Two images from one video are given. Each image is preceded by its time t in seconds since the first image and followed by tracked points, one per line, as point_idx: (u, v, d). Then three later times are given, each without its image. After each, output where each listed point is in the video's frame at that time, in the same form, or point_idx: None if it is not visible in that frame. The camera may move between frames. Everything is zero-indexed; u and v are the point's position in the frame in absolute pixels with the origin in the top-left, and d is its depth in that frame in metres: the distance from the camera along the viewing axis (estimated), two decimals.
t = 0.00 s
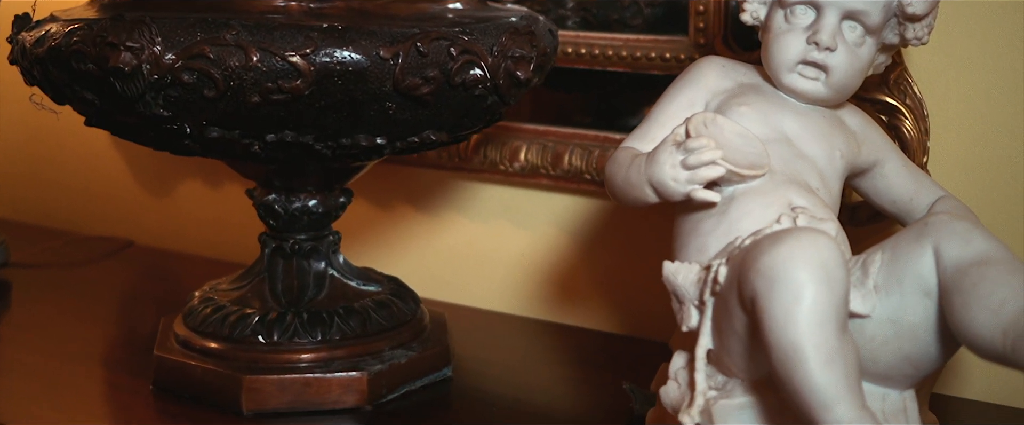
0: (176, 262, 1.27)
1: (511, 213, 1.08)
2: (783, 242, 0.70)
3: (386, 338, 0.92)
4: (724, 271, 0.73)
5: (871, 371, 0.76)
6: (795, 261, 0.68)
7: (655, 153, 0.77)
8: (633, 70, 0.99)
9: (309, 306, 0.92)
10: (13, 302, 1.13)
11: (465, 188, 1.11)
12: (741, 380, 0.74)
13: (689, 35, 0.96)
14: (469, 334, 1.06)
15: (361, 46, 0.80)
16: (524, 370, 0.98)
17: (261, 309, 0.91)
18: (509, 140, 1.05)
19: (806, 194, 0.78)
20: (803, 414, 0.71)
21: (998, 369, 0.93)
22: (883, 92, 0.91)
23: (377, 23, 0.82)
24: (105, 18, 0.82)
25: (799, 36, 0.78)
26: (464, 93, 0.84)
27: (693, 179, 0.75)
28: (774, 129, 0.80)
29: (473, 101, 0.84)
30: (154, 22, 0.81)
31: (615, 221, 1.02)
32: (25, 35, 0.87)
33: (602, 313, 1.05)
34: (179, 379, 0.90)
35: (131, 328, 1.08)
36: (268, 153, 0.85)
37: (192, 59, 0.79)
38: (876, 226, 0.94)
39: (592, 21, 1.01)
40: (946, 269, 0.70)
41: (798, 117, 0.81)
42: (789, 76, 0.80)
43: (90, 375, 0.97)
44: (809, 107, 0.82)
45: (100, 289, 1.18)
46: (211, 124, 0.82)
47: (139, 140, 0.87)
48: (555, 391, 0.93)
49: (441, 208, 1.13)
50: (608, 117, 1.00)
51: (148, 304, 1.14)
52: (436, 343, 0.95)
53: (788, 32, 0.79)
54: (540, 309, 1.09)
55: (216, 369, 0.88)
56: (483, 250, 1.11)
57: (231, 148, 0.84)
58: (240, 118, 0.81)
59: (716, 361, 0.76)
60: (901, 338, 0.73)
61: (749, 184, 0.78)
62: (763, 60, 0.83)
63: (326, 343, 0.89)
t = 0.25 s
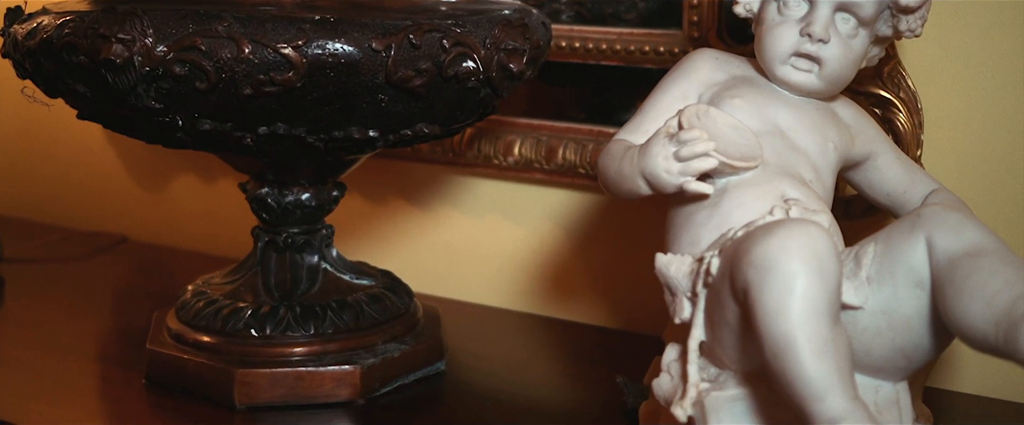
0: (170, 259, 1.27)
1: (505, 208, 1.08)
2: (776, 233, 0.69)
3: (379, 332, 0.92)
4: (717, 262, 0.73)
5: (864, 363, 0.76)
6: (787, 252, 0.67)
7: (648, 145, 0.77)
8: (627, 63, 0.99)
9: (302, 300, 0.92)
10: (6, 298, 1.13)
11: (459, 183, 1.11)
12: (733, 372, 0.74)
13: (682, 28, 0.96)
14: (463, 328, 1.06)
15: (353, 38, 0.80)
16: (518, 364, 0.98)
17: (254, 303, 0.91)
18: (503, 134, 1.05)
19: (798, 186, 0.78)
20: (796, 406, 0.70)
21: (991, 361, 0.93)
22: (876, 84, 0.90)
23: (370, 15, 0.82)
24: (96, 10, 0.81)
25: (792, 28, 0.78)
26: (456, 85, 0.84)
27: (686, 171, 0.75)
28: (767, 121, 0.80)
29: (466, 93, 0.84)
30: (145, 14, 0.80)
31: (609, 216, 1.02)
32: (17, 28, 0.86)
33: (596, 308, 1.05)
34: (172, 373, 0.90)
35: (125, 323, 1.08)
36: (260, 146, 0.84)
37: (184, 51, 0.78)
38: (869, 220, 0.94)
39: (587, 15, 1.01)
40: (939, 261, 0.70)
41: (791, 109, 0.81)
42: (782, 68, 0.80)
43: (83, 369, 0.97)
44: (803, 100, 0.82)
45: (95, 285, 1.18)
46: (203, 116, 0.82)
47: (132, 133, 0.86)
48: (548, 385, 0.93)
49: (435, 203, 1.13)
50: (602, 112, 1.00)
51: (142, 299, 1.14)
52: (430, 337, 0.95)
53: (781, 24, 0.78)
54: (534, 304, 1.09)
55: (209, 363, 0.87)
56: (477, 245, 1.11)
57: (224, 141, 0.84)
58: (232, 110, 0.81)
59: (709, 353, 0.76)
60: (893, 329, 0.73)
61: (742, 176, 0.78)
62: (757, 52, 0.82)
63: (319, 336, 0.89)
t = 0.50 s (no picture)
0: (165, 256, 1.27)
1: (499, 202, 1.08)
2: (768, 223, 0.69)
3: (372, 326, 0.92)
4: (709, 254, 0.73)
5: (856, 354, 0.75)
6: (779, 242, 0.67)
7: (640, 136, 0.77)
8: (621, 57, 0.98)
9: (295, 293, 0.92)
10: None
11: (453, 177, 1.11)
12: (726, 364, 0.74)
13: (676, 22, 0.95)
14: (457, 322, 1.06)
15: (345, 29, 0.80)
16: (512, 358, 0.98)
17: (247, 296, 0.91)
18: (497, 128, 1.05)
19: (791, 177, 0.78)
20: (788, 397, 0.70)
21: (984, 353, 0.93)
22: (870, 77, 0.91)
23: (362, 7, 0.82)
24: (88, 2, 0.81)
25: (785, 20, 0.77)
26: (449, 77, 0.84)
27: (678, 163, 0.74)
28: (760, 113, 0.80)
29: (458, 86, 0.84)
30: (136, 6, 0.80)
31: (603, 210, 1.02)
32: (9, 20, 0.86)
33: (590, 303, 1.05)
34: (165, 367, 0.90)
35: (119, 318, 1.08)
36: (252, 138, 0.84)
37: (175, 42, 0.78)
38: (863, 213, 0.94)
39: (581, 9, 1.01)
40: (932, 251, 0.70)
41: (784, 101, 0.81)
42: (775, 59, 0.79)
43: (76, 363, 0.97)
44: (796, 91, 0.82)
45: (89, 281, 1.18)
46: (195, 108, 0.81)
47: (124, 126, 0.86)
48: (541, 378, 0.93)
49: (429, 198, 1.13)
50: (596, 106, 1.00)
51: (136, 295, 1.14)
52: (423, 330, 0.95)
53: (774, 16, 0.77)
54: (527, 299, 1.09)
55: (201, 356, 0.87)
56: (471, 240, 1.11)
57: (216, 133, 0.84)
58: (224, 103, 0.81)
59: (701, 345, 0.76)
60: (886, 320, 0.73)
61: (735, 167, 0.77)
62: (750, 44, 0.82)
63: (312, 330, 0.89)
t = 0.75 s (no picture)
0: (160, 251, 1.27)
1: (495, 197, 1.08)
2: (760, 214, 0.69)
3: (366, 319, 0.91)
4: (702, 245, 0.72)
5: (850, 346, 0.75)
6: (772, 233, 0.67)
7: (634, 128, 0.77)
8: (615, 50, 0.98)
9: (289, 286, 0.91)
10: None
11: (448, 172, 1.11)
12: (719, 355, 0.74)
13: (671, 15, 0.95)
14: (451, 317, 1.06)
15: (338, 21, 0.79)
16: (506, 352, 0.98)
17: (240, 290, 0.90)
18: (492, 122, 1.05)
19: (785, 169, 0.77)
20: (782, 388, 0.69)
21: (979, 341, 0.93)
22: (865, 70, 0.91)
23: None
24: None
25: (779, 12, 0.77)
26: (443, 69, 0.83)
27: (672, 154, 0.74)
28: (754, 104, 0.80)
29: (452, 78, 0.84)
30: None
31: (598, 204, 1.02)
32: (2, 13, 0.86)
33: (585, 297, 1.06)
34: (158, 361, 0.90)
35: (115, 312, 1.08)
36: (245, 130, 0.84)
37: (167, 34, 0.78)
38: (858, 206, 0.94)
39: (576, 3, 1.01)
40: (926, 242, 0.70)
41: (778, 93, 0.81)
42: (769, 51, 0.79)
43: (71, 357, 0.97)
44: (790, 83, 0.82)
45: (84, 277, 1.18)
46: (187, 100, 0.81)
47: (117, 118, 0.86)
48: (535, 372, 0.93)
49: (425, 192, 1.13)
50: (592, 100, 1.00)
51: (132, 289, 1.14)
52: (417, 324, 0.95)
53: (768, 7, 0.77)
54: (522, 293, 1.10)
55: (195, 350, 0.87)
56: (467, 234, 1.12)
57: (209, 125, 0.83)
58: (217, 94, 0.80)
59: (695, 336, 0.75)
60: (880, 311, 0.72)
61: (728, 159, 0.77)
62: (744, 36, 0.81)
63: (305, 323, 0.88)
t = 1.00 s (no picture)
0: (157, 246, 1.27)
1: (491, 191, 1.09)
2: (753, 204, 0.68)
3: (361, 312, 0.91)
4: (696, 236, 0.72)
5: (844, 336, 0.75)
6: (765, 223, 0.66)
7: (628, 118, 0.76)
8: (610, 43, 0.99)
9: (283, 279, 0.91)
10: None
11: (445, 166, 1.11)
12: (713, 346, 0.73)
13: (666, 8, 0.95)
14: (447, 310, 1.06)
15: (331, 12, 0.79)
16: (502, 344, 0.98)
17: (234, 282, 0.90)
18: (487, 115, 1.05)
19: (779, 160, 0.77)
20: (776, 380, 0.69)
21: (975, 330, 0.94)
22: (860, 63, 0.91)
23: None
24: None
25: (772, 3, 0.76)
26: (437, 61, 0.83)
27: (665, 145, 0.74)
28: (748, 95, 0.80)
29: (446, 69, 0.84)
30: None
31: (595, 198, 1.03)
32: None
33: (581, 290, 1.07)
34: (152, 354, 0.90)
35: (110, 306, 1.08)
36: (239, 122, 0.84)
37: (160, 25, 0.78)
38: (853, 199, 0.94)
39: None
40: (920, 232, 0.69)
41: (772, 84, 0.80)
42: (763, 42, 0.79)
43: (64, 350, 0.96)
44: (784, 74, 0.81)
45: (80, 271, 1.18)
46: (181, 92, 0.81)
47: (111, 110, 0.86)
48: (530, 365, 0.93)
49: (420, 187, 1.14)
50: (587, 93, 1.00)
51: (127, 284, 1.14)
52: (411, 317, 0.95)
53: None
54: (518, 287, 1.11)
55: (188, 343, 0.87)
56: (463, 228, 1.13)
57: (202, 117, 0.83)
58: (210, 86, 0.80)
59: (689, 327, 0.75)
60: (874, 302, 0.72)
61: (723, 150, 0.77)
62: (738, 28, 0.81)
63: (299, 316, 0.88)
